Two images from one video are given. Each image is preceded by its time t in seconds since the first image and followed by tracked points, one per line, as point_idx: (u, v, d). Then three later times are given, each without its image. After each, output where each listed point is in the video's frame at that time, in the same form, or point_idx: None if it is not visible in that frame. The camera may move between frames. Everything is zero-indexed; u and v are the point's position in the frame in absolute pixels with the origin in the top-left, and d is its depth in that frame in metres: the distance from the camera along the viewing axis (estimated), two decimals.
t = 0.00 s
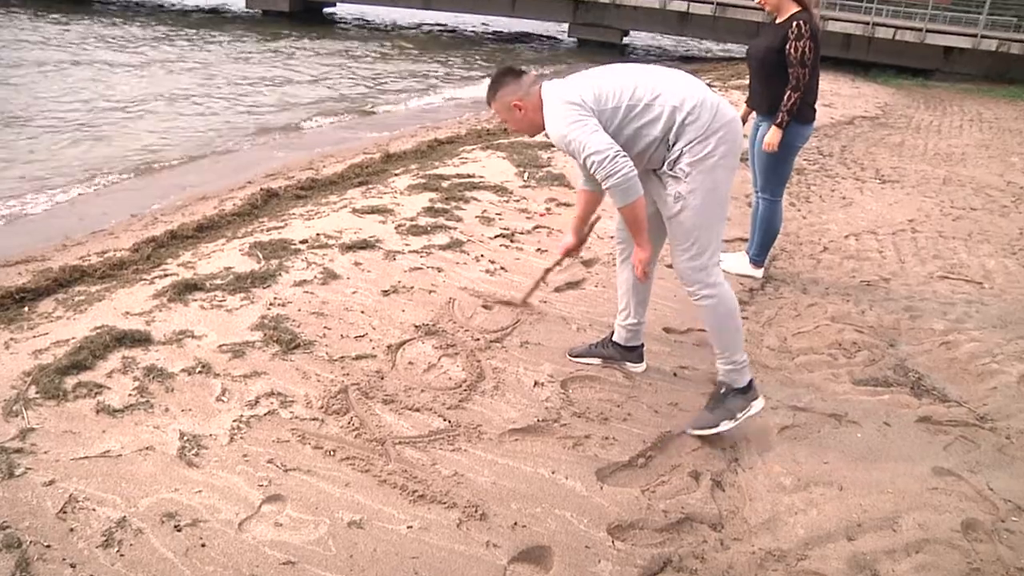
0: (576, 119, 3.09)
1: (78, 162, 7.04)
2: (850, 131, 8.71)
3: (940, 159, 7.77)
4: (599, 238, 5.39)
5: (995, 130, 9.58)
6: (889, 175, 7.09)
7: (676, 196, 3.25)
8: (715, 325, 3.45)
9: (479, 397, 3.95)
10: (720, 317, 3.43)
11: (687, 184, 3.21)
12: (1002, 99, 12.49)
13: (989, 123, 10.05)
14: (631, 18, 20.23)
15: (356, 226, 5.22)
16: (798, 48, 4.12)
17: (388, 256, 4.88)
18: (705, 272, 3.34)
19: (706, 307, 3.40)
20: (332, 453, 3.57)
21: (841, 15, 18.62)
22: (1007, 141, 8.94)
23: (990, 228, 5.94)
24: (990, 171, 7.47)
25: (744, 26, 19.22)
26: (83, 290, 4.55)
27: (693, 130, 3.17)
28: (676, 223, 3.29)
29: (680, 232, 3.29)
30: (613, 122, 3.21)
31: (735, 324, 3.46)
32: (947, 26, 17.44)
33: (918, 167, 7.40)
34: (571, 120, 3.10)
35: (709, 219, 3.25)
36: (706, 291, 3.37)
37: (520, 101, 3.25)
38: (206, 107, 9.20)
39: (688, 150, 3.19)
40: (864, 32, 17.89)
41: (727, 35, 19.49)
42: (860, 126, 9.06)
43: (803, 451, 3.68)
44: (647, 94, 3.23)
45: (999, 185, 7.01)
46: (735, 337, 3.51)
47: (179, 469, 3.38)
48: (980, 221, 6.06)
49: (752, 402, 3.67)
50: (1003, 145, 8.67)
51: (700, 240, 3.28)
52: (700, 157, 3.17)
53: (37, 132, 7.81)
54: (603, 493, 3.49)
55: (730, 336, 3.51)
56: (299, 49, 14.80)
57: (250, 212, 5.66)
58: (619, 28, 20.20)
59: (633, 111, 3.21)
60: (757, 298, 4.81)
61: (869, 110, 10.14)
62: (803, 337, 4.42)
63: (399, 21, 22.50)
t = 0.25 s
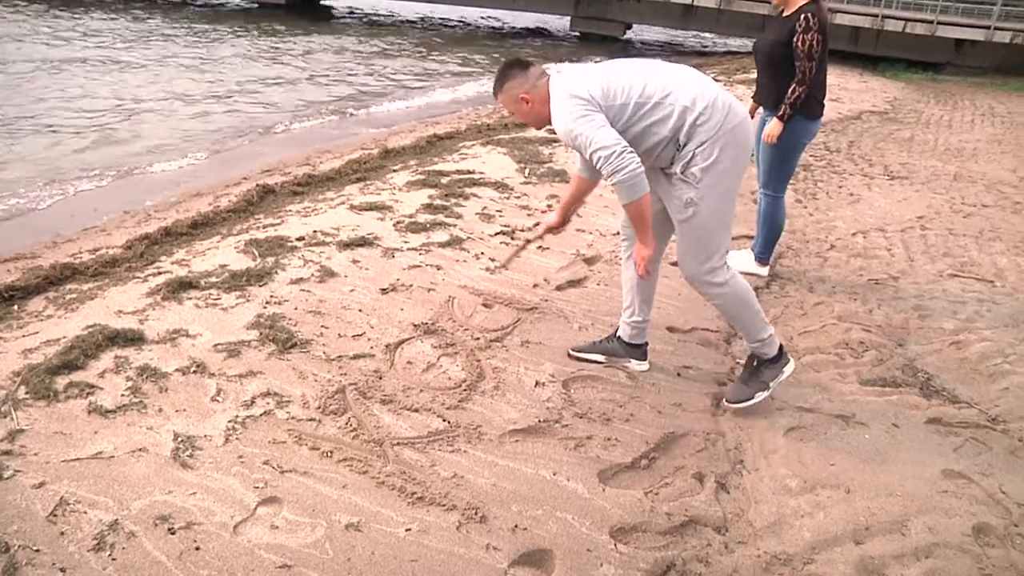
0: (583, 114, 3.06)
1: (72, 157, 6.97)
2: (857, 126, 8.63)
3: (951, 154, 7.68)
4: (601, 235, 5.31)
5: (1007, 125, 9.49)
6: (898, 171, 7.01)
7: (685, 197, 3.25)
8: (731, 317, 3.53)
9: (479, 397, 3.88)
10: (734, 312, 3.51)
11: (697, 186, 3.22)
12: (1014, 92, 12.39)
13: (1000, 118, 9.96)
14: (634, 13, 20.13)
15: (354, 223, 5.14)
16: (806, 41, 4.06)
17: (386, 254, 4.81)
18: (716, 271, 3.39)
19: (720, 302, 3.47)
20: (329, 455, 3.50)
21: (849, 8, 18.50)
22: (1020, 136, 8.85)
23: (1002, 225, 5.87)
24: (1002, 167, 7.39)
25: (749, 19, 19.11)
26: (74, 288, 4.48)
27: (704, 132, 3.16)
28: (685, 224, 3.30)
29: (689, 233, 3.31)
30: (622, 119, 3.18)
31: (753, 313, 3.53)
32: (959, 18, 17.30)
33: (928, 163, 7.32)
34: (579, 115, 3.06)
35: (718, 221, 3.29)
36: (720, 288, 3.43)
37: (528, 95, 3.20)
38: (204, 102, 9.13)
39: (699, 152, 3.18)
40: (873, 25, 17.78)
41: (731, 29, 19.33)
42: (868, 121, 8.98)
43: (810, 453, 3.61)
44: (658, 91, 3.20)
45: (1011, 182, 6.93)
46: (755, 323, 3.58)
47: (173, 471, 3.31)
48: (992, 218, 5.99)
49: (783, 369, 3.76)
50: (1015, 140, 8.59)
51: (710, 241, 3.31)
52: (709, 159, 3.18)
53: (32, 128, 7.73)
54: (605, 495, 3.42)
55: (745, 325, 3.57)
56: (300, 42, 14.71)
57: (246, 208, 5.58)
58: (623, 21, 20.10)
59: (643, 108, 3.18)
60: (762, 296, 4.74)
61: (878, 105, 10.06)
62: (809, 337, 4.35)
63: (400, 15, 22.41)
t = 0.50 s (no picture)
0: (600, 119, 3.03)
1: (67, 151, 6.90)
2: (866, 120, 8.54)
3: (963, 149, 7.60)
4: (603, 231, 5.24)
5: (1020, 118, 9.39)
6: (908, 166, 6.93)
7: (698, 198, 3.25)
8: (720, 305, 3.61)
9: (479, 396, 3.80)
10: (727, 301, 3.58)
11: (711, 187, 3.23)
12: None
13: (1013, 111, 9.86)
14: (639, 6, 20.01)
15: (352, 218, 5.07)
16: (815, 34, 3.98)
17: (384, 250, 4.74)
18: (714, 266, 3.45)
19: (713, 293, 3.54)
20: (327, 455, 3.43)
21: None
22: None
23: (1015, 221, 5.78)
24: (1015, 161, 7.30)
25: (754, 13, 19.00)
26: (65, 285, 4.41)
27: (722, 132, 3.16)
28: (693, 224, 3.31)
29: (696, 233, 3.32)
30: (639, 120, 3.16)
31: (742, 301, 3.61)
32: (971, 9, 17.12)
33: (939, 158, 7.24)
34: (595, 120, 3.03)
35: (726, 221, 3.32)
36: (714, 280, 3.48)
37: (542, 99, 3.19)
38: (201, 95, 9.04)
39: (715, 152, 3.19)
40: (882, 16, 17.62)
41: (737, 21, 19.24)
42: (877, 115, 8.89)
43: (817, 453, 3.54)
44: (675, 91, 3.19)
45: None
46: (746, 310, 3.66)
47: (166, 472, 3.24)
48: (1005, 214, 5.90)
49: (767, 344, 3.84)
50: None
51: (714, 240, 3.35)
52: (725, 160, 3.19)
53: (27, 121, 7.66)
54: (608, 496, 3.35)
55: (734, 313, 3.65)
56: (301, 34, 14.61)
57: (242, 203, 5.50)
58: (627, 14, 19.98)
59: (661, 109, 3.17)
60: (768, 294, 4.66)
61: (888, 98, 9.97)
62: (816, 335, 4.28)
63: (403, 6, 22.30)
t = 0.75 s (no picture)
0: (632, 98, 3.05)
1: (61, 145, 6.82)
2: (875, 114, 8.46)
3: (974, 143, 7.52)
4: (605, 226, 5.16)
5: None
6: (917, 160, 6.85)
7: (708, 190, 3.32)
8: (700, 294, 3.74)
9: (479, 394, 3.74)
10: (710, 289, 3.71)
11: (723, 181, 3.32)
12: None
13: None
14: None
15: (349, 213, 5.00)
16: (824, 27, 3.91)
17: (383, 245, 4.67)
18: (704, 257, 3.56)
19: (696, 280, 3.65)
20: (324, 454, 3.37)
21: None
22: None
23: None
24: None
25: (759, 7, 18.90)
26: (56, 281, 4.33)
27: (746, 127, 3.25)
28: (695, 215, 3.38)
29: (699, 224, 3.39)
30: (667, 103, 3.21)
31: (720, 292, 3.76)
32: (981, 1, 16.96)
33: (949, 152, 7.16)
34: (627, 98, 3.05)
35: (729, 217, 3.42)
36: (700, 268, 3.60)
37: (563, 67, 3.17)
38: (198, 88, 8.96)
39: (734, 148, 3.27)
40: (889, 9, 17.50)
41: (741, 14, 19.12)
42: (886, 108, 8.81)
43: (824, 454, 3.47)
44: (707, 80, 3.24)
45: None
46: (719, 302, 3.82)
47: (160, 472, 3.18)
48: (1017, 210, 5.83)
49: (723, 340, 4.00)
50: None
51: (712, 234, 3.45)
52: (743, 155, 3.27)
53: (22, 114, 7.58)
54: (610, 497, 3.29)
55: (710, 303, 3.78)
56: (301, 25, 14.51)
57: (237, 198, 5.43)
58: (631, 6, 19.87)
59: (690, 96, 3.22)
60: (774, 291, 4.59)
61: (897, 91, 9.88)
62: (822, 333, 4.21)
63: None
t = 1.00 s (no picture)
0: (679, 73, 3.03)
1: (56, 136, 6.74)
2: (886, 105, 8.36)
3: (987, 135, 7.42)
4: (608, 219, 5.08)
5: None
6: (929, 152, 6.77)
7: (740, 172, 3.35)
8: (722, 288, 3.68)
9: (480, 391, 3.67)
10: (729, 283, 3.65)
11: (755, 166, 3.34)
12: None
13: None
14: None
15: (347, 206, 4.93)
16: (830, 19, 3.88)
17: (382, 239, 4.59)
18: (729, 246, 3.54)
19: (719, 271, 3.62)
20: (321, 452, 3.30)
21: None
22: None
23: None
24: None
25: None
26: (46, 275, 4.26)
27: (781, 112, 3.27)
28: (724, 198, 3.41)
29: (729, 207, 3.41)
30: (707, 82, 3.19)
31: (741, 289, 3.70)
32: None
33: (962, 144, 7.07)
34: (674, 72, 3.03)
35: (760, 203, 3.43)
36: (723, 258, 3.57)
37: (601, 38, 3.11)
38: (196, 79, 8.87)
39: (768, 132, 3.29)
40: None
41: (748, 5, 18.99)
42: (897, 99, 8.71)
43: (831, 452, 3.40)
44: (747, 61, 3.24)
45: None
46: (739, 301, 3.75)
47: (153, 470, 3.12)
48: None
49: (730, 345, 3.89)
50: None
51: (740, 221, 3.45)
52: (776, 139, 3.30)
53: (18, 105, 7.50)
54: (612, 495, 3.23)
55: (730, 299, 3.72)
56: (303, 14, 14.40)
57: (233, 190, 5.35)
58: None
59: (731, 76, 3.21)
60: (781, 286, 4.52)
61: (908, 81, 9.78)
62: (830, 329, 4.14)
63: None
